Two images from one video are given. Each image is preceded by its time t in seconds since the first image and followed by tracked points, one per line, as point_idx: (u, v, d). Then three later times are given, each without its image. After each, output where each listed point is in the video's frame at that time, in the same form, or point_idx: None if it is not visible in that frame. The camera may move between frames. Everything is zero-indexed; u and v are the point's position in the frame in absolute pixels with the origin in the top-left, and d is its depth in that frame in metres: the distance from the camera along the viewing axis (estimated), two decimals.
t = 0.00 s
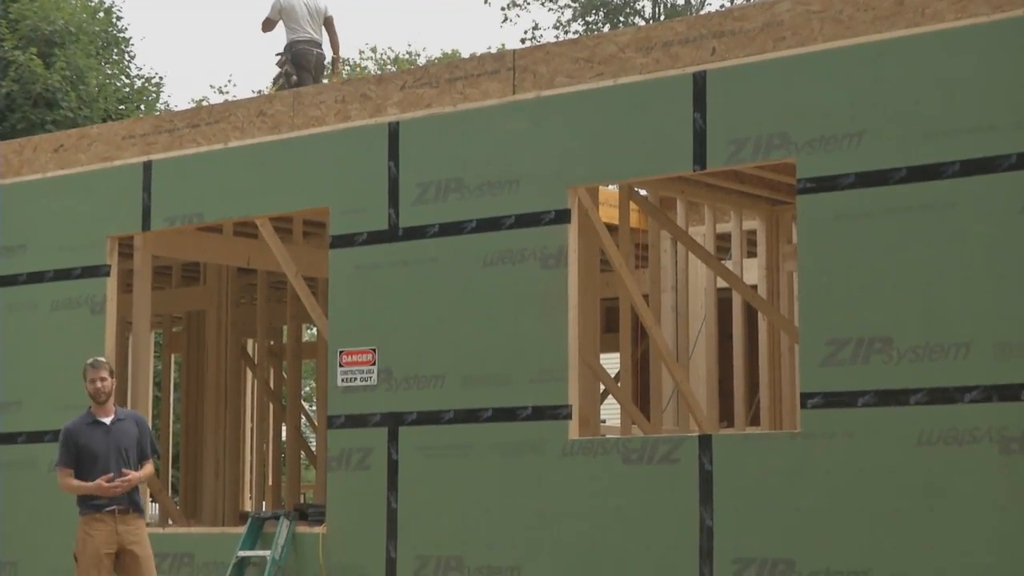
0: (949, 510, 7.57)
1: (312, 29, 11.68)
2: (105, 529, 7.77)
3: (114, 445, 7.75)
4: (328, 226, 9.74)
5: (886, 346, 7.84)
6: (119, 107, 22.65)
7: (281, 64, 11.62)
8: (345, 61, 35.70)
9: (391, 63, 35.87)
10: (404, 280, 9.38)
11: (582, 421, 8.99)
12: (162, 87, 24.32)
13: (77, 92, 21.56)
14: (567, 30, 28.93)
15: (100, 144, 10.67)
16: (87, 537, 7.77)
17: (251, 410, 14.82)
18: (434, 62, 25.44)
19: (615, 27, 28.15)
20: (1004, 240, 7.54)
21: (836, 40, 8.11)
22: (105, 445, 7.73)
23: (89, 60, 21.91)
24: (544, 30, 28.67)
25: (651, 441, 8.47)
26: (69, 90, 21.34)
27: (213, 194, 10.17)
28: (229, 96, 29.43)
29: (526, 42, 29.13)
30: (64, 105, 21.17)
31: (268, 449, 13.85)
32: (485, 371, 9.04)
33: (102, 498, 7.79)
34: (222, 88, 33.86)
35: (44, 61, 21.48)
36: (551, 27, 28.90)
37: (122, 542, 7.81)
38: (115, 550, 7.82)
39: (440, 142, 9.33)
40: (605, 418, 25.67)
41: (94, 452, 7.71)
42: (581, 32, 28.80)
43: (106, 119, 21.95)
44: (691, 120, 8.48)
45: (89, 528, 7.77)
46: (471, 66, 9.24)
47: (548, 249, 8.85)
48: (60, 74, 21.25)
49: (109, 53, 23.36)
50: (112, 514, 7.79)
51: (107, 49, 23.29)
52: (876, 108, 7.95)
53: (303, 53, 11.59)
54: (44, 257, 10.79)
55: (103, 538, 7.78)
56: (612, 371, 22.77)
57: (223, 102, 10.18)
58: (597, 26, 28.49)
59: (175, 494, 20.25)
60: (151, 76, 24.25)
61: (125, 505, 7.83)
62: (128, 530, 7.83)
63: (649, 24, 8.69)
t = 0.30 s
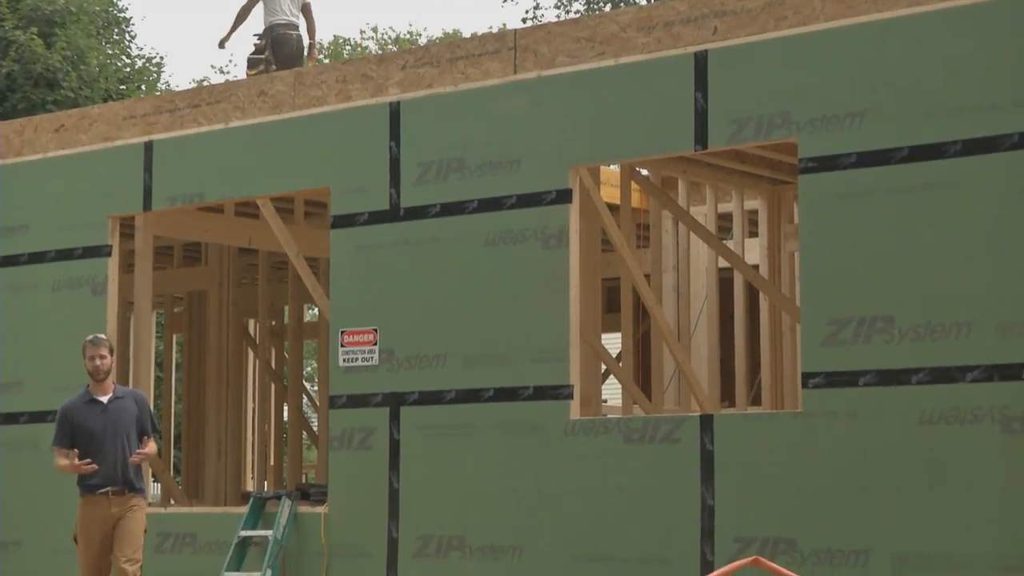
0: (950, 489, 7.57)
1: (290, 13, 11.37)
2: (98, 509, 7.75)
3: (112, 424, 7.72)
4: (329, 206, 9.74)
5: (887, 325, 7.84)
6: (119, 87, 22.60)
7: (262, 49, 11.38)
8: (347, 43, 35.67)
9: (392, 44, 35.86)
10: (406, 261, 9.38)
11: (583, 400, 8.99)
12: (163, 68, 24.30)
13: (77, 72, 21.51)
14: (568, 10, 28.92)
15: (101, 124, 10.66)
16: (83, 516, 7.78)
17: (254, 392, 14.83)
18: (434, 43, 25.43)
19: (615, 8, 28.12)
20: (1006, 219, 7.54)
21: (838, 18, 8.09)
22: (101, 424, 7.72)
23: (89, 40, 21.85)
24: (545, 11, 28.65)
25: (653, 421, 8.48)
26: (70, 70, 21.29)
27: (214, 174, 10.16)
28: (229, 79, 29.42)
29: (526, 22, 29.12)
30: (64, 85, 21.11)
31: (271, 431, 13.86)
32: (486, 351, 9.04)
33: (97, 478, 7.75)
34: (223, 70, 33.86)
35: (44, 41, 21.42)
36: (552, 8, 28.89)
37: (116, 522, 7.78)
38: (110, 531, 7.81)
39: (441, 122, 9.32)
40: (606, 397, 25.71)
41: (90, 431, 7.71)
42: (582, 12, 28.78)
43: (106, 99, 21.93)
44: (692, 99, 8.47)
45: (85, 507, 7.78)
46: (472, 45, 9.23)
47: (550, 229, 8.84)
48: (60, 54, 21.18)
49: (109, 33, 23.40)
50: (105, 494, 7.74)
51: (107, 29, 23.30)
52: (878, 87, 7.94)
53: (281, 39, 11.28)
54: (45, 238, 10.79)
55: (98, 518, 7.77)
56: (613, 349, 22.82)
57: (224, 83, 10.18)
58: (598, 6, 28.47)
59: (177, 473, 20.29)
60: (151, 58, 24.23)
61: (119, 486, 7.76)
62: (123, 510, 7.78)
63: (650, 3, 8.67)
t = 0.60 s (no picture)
0: (951, 472, 7.58)
1: (263, 7, 11.28)
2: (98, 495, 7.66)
3: (119, 413, 7.63)
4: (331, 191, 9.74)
5: (889, 309, 7.84)
6: (121, 72, 22.59)
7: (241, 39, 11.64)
8: (349, 27, 35.64)
9: (394, 28, 35.87)
10: (408, 246, 9.38)
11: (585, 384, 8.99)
12: (164, 52, 24.31)
13: (80, 56, 21.50)
14: None
15: (103, 108, 10.66)
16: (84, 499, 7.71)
17: (257, 376, 14.85)
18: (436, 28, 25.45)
19: None
20: (1008, 203, 7.53)
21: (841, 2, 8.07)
22: (110, 410, 7.63)
23: (92, 24, 21.82)
24: None
25: (655, 405, 8.48)
26: (71, 54, 21.25)
27: (216, 158, 10.16)
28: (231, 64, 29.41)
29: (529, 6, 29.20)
30: (66, 69, 21.11)
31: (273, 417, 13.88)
32: (488, 335, 9.04)
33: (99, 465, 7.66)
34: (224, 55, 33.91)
35: (45, 25, 21.41)
36: None
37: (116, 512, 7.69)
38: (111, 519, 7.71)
39: (443, 106, 9.31)
40: (609, 380, 25.75)
41: (99, 416, 7.64)
42: None
43: (108, 83, 21.96)
44: (695, 83, 8.46)
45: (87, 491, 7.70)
46: (474, 29, 9.21)
47: (551, 214, 8.84)
48: (62, 38, 21.16)
49: (111, 17, 23.38)
50: (103, 482, 7.64)
51: (109, 13, 23.29)
52: (880, 70, 7.92)
53: (253, 31, 11.23)
54: (47, 222, 10.78)
55: (100, 504, 7.68)
56: (615, 332, 22.85)
57: (226, 67, 10.17)
58: None
59: (180, 456, 20.36)
60: (153, 42, 24.23)
61: (119, 475, 7.65)
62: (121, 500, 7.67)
63: None
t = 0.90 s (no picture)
0: (954, 453, 7.58)
1: None
2: (107, 471, 7.50)
3: (130, 388, 7.50)
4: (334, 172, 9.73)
5: (892, 290, 7.84)
6: (123, 53, 22.59)
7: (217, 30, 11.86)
8: (350, 9, 35.61)
9: (396, 11, 35.84)
10: (410, 227, 9.38)
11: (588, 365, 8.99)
12: (166, 34, 24.31)
13: (82, 37, 21.47)
14: None
15: (105, 90, 10.65)
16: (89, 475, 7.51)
17: (260, 358, 14.86)
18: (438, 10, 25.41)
19: None
20: (1010, 184, 7.53)
21: None
22: (121, 385, 7.50)
23: (93, 5, 21.81)
24: None
25: (658, 385, 8.49)
26: (73, 36, 21.19)
27: (218, 139, 10.15)
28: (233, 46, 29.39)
29: None
30: (68, 51, 20.99)
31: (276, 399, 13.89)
32: (491, 317, 9.04)
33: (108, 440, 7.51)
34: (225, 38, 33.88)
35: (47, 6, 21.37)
36: None
37: (126, 488, 7.54)
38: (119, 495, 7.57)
39: (446, 87, 9.30)
40: (612, 362, 25.78)
41: (108, 390, 7.50)
42: None
43: (111, 65, 21.90)
44: (697, 64, 8.44)
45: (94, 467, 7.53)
46: (477, 10, 9.20)
47: (554, 195, 8.83)
48: (64, 19, 21.12)
49: None
50: (114, 458, 7.50)
51: None
52: (884, 51, 7.91)
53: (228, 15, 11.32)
54: (50, 203, 10.78)
55: (109, 481, 7.52)
56: (618, 312, 22.88)
57: (228, 48, 10.16)
58: None
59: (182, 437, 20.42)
60: (155, 23, 24.23)
61: (133, 450, 7.53)
62: (132, 478, 7.53)
63: None
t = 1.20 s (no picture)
0: (962, 435, 7.58)
1: None
2: (124, 459, 7.38)
3: (143, 372, 7.40)
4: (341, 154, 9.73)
5: (901, 272, 7.82)
6: (130, 35, 22.57)
7: (190, 15, 12.19)
8: None
9: None
10: (417, 210, 9.37)
11: (595, 346, 8.99)
12: (173, 17, 24.30)
13: (89, 20, 21.44)
14: None
15: (112, 72, 10.65)
16: (104, 463, 7.35)
17: (267, 341, 14.87)
18: None
19: None
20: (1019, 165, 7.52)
21: None
22: (132, 369, 7.39)
23: None
24: None
25: (665, 367, 8.48)
26: (80, 18, 21.18)
27: (225, 122, 10.15)
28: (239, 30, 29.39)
29: None
30: (75, 33, 20.99)
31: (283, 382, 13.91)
32: (498, 299, 9.04)
33: (122, 427, 7.38)
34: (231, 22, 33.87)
35: None
36: None
37: (142, 475, 7.44)
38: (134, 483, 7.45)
39: (453, 69, 9.29)
40: (618, 344, 25.78)
41: (120, 375, 7.38)
42: None
43: (118, 46, 21.97)
44: (705, 45, 8.42)
45: (108, 455, 7.37)
46: None
47: (561, 177, 8.82)
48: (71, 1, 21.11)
49: None
50: (130, 444, 7.38)
51: None
52: (892, 32, 7.89)
53: (209, 5, 12.11)
54: (57, 185, 10.79)
55: (124, 469, 7.39)
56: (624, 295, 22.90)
57: (235, 30, 10.15)
58: None
59: (190, 420, 20.47)
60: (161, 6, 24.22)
61: (148, 436, 7.43)
62: (149, 467, 7.45)
63: None
